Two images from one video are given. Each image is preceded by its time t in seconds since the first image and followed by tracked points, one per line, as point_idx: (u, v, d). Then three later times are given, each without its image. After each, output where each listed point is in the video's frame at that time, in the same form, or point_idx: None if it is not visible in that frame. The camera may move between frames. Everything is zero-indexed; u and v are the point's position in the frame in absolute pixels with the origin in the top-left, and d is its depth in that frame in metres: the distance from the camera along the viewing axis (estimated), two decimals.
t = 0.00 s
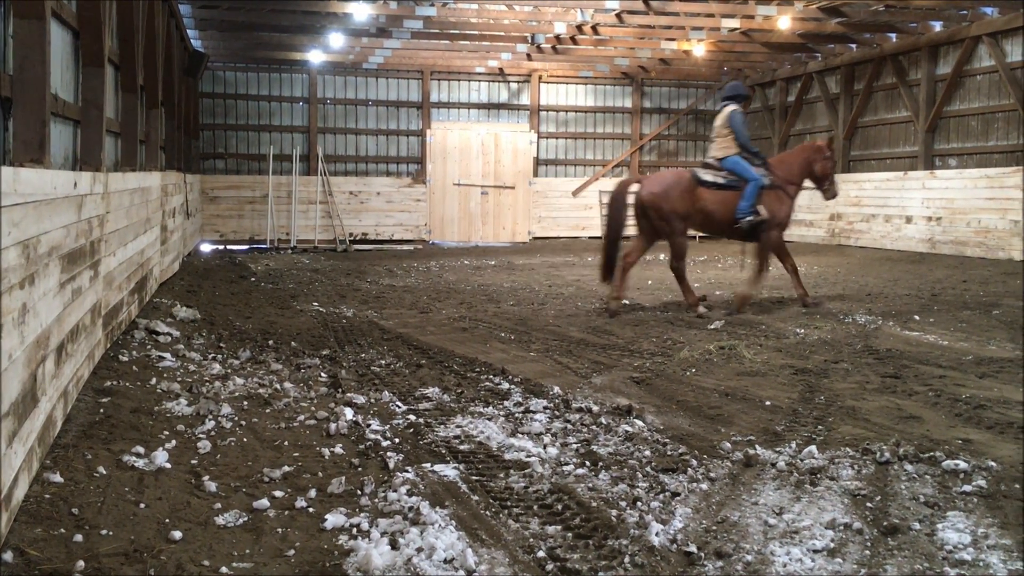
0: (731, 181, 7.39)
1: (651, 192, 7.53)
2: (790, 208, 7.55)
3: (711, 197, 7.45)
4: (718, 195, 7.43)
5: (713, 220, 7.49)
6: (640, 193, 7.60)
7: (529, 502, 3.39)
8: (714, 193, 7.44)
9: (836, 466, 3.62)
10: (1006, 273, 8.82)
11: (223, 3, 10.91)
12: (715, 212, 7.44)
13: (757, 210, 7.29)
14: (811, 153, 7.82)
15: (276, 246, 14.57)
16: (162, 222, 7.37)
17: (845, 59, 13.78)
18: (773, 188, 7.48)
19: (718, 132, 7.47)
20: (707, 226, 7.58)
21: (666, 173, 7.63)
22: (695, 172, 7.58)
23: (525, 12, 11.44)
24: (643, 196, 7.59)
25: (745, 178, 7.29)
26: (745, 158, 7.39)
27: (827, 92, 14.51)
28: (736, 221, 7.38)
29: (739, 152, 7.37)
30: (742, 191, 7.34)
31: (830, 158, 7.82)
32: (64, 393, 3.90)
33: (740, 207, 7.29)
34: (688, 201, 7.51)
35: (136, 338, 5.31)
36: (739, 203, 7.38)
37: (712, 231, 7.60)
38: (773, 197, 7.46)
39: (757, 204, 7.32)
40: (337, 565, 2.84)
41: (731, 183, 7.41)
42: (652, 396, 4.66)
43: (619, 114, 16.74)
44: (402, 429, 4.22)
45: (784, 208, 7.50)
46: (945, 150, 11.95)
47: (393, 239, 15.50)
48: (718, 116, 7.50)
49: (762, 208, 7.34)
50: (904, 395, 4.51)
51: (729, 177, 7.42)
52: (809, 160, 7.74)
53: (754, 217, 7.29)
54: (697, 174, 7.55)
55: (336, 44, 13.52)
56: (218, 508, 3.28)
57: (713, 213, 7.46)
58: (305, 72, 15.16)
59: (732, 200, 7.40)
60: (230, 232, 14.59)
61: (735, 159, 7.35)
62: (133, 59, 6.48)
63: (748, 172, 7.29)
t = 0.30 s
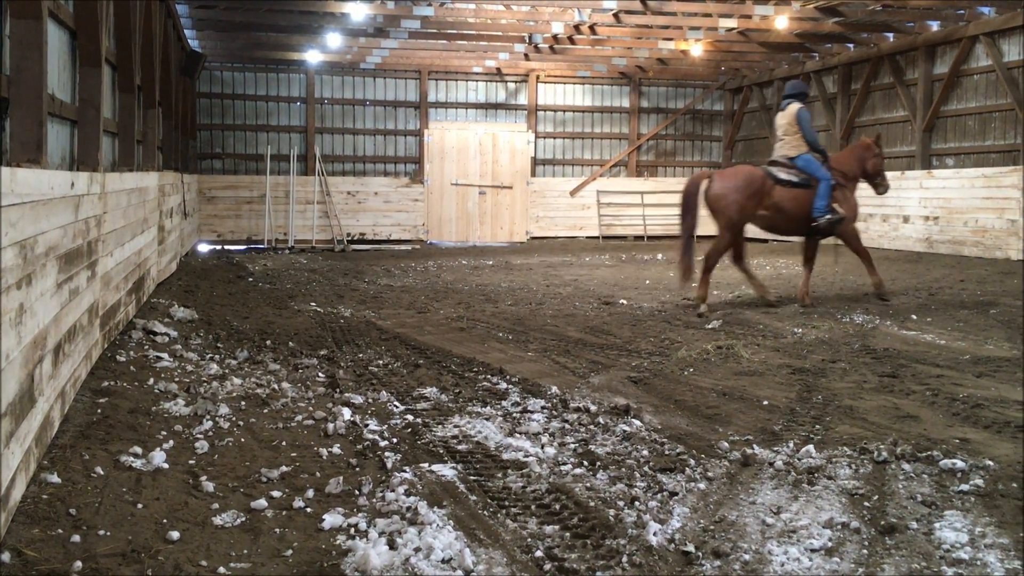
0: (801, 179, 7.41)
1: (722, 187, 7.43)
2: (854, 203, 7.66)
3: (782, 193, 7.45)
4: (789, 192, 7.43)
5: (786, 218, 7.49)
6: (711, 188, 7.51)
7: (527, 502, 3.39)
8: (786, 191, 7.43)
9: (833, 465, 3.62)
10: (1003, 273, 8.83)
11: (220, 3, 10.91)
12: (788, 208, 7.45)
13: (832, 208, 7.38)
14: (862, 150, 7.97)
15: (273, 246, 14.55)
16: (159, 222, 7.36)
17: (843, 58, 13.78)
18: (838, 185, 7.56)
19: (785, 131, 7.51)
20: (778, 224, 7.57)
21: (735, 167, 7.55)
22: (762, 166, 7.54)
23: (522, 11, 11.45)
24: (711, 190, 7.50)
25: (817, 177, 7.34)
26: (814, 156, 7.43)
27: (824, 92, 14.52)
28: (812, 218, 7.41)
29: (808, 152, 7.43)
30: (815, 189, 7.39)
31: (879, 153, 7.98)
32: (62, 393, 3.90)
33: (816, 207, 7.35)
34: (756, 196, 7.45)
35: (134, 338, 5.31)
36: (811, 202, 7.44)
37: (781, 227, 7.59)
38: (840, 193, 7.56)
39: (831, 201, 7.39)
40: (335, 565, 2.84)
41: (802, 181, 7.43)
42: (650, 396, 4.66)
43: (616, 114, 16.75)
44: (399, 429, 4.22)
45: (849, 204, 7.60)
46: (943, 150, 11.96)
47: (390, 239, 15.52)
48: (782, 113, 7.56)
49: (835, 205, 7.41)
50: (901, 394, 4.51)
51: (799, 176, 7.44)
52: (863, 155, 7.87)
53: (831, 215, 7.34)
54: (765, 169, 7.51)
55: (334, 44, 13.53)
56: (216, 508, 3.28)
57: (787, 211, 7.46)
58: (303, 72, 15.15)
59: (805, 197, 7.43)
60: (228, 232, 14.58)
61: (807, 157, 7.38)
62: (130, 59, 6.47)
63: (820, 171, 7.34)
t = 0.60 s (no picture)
0: (858, 187, 7.42)
1: (793, 194, 7.56)
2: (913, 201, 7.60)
3: (845, 200, 7.49)
4: (851, 198, 7.47)
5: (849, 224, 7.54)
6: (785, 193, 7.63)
7: (524, 502, 3.39)
8: (846, 198, 7.47)
9: (831, 465, 3.63)
10: (1000, 273, 8.85)
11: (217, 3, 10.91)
12: (852, 214, 7.49)
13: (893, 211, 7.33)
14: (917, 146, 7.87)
15: (271, 246, 14.56)
16: (157, 222, 7.36)
17: (840, 58, 13.80)
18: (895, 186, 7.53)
19: (836, 142, 7.59)
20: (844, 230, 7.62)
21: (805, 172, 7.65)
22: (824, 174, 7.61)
23: (520, 12, 11.45)
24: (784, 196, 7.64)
25: (873, 182, 7.33)
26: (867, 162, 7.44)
27: (822, 92, 14.53)
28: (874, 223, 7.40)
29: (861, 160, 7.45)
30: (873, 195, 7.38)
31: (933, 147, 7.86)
32: (59, 394, 3.90)
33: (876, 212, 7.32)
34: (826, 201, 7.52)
35: (131, 338, 5.31)
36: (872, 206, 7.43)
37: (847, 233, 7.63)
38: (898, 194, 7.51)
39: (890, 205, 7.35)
40: (332, 565, 2.84)
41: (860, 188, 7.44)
42: (648, 396, 4.67)
43: (614, 114, 16.74)
44: (397, 429, 4.22)
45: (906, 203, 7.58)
46: (939, 150, 11.97)
47: (388, 239, 15.54)
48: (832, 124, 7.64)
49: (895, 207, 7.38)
50: (898, 394, 4.52)
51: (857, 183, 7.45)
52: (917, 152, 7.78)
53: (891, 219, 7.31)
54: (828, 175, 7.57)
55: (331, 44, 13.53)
56: (213, 508, 3.28)
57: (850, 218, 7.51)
58: (300, 72, 15.15)
59: (865, 204, 7.45)
60: (226, 232, 14.60)
61: (859, 166, 7.40)
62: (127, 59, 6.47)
63: (875, 177, 7.33)
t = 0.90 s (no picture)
0: (905, 181, 7.68)
1: (855, 190, 7.54)
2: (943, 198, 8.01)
3: (897, 194, 7.67)
4: (902, 193, 7.67)
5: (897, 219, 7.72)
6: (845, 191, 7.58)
7: (521, 502, 3.39)
8: (897, 193, 7.66)
9: (827, 466, 3.63)
10: (996, 273, 8.88)
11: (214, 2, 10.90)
12: (903, 208, 7.68)
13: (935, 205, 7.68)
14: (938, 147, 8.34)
15: (268, 246, 14.57)
16: (153, 222, 7.35)
17: (837, 59, 13.82)
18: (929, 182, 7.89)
19: (883, 134, 7.73)
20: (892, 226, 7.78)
21: (856, 170, 7.68)
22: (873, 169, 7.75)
23: (517, 12, 11.45)
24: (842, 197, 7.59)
25: (920, 177, 7.65)
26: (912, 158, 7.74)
27: (819, 93, 14.54)
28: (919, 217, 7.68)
29: (907, 154, 7.73)
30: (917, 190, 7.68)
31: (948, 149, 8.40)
32: (56, 394, 3.89)
33: (924, 205, 7.61)
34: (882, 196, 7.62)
35: (128, 338, 5.30)
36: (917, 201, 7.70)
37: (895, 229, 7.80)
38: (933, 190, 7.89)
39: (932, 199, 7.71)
40: (329, 565, 2.84)
41: (907, 183, 7.69)
42: (644, 396, 4.67)
43: (611, 114, 16.74)
44: (394, 429, 4.22)
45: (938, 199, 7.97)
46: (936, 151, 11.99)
47: (385, 239, 15.54)
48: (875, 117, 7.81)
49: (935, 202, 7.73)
50: (894, 394, 4.53)
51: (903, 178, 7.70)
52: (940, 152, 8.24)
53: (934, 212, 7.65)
54: (877, 170, 7.70)
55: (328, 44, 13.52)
56: (210, 508, 3.28)
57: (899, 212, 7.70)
58: (297, 72, 15.14)
59: (912, 198, 7.69)
60: (222, 232, 14.61)
61: (908, 160, 7.66)
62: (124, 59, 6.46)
63: (919, 172, 7.67)
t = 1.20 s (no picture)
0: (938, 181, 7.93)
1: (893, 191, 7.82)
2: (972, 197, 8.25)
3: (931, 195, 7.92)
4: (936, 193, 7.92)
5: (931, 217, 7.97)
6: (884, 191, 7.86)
7: (518, 503, 3.39)
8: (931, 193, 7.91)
9: (823, 466, 3.63)
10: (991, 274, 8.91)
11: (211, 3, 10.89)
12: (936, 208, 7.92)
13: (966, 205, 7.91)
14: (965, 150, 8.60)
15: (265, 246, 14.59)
16: (149, 222, 7.34)
17: (834, 61, 13.83)
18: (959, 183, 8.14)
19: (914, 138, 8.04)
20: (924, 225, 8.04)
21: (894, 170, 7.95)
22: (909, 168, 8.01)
23: (514, 13, 11.45)
24: (886, 196, 7.88)
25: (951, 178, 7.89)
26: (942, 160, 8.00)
27: (816, 94, 14.56)
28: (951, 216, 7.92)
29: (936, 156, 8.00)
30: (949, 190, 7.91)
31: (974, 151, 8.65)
32: (51, 394, 3.88)
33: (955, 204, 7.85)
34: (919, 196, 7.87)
35: (124, 339, 5.30)
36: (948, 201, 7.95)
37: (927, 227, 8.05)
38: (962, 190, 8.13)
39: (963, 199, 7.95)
40: (325, 566, 2.83)
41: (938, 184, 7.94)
42: (640, 397, 4.68)
43: (608, 115, 16.74)
44: (391, 430, 4.22)
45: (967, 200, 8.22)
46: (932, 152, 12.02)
47: (382, 240, 15.58)
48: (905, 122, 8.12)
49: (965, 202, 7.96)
50: (890, 395, 4.53)
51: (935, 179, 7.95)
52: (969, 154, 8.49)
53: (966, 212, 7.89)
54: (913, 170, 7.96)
55: (325, 45, 13.49)
56: (205, 509, 3.27)
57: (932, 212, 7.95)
58: (294, 73, 15.13)
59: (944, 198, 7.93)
60: (219, 233, 14.63)
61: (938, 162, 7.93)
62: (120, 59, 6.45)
63: (950, 173, 7.91)
